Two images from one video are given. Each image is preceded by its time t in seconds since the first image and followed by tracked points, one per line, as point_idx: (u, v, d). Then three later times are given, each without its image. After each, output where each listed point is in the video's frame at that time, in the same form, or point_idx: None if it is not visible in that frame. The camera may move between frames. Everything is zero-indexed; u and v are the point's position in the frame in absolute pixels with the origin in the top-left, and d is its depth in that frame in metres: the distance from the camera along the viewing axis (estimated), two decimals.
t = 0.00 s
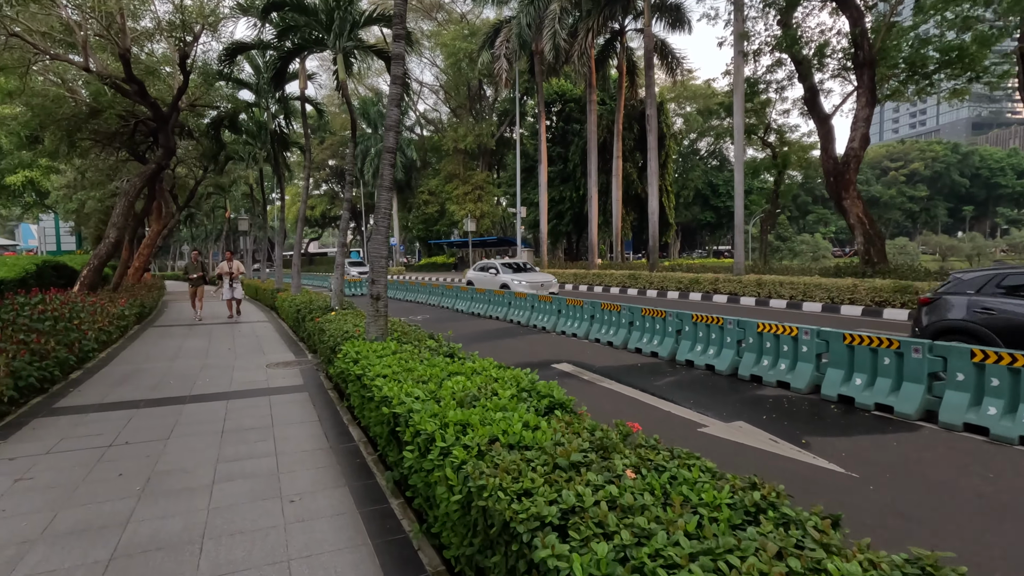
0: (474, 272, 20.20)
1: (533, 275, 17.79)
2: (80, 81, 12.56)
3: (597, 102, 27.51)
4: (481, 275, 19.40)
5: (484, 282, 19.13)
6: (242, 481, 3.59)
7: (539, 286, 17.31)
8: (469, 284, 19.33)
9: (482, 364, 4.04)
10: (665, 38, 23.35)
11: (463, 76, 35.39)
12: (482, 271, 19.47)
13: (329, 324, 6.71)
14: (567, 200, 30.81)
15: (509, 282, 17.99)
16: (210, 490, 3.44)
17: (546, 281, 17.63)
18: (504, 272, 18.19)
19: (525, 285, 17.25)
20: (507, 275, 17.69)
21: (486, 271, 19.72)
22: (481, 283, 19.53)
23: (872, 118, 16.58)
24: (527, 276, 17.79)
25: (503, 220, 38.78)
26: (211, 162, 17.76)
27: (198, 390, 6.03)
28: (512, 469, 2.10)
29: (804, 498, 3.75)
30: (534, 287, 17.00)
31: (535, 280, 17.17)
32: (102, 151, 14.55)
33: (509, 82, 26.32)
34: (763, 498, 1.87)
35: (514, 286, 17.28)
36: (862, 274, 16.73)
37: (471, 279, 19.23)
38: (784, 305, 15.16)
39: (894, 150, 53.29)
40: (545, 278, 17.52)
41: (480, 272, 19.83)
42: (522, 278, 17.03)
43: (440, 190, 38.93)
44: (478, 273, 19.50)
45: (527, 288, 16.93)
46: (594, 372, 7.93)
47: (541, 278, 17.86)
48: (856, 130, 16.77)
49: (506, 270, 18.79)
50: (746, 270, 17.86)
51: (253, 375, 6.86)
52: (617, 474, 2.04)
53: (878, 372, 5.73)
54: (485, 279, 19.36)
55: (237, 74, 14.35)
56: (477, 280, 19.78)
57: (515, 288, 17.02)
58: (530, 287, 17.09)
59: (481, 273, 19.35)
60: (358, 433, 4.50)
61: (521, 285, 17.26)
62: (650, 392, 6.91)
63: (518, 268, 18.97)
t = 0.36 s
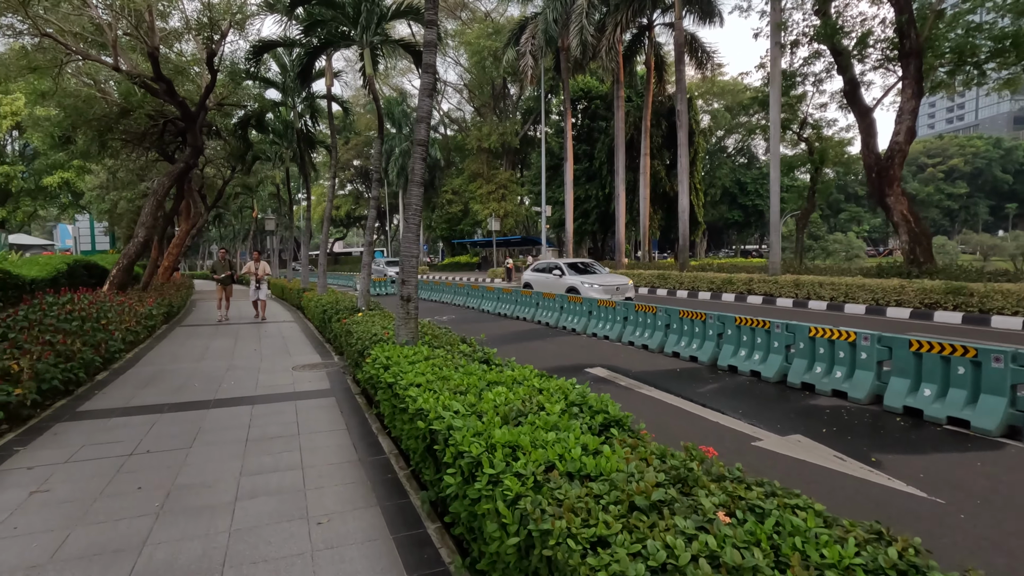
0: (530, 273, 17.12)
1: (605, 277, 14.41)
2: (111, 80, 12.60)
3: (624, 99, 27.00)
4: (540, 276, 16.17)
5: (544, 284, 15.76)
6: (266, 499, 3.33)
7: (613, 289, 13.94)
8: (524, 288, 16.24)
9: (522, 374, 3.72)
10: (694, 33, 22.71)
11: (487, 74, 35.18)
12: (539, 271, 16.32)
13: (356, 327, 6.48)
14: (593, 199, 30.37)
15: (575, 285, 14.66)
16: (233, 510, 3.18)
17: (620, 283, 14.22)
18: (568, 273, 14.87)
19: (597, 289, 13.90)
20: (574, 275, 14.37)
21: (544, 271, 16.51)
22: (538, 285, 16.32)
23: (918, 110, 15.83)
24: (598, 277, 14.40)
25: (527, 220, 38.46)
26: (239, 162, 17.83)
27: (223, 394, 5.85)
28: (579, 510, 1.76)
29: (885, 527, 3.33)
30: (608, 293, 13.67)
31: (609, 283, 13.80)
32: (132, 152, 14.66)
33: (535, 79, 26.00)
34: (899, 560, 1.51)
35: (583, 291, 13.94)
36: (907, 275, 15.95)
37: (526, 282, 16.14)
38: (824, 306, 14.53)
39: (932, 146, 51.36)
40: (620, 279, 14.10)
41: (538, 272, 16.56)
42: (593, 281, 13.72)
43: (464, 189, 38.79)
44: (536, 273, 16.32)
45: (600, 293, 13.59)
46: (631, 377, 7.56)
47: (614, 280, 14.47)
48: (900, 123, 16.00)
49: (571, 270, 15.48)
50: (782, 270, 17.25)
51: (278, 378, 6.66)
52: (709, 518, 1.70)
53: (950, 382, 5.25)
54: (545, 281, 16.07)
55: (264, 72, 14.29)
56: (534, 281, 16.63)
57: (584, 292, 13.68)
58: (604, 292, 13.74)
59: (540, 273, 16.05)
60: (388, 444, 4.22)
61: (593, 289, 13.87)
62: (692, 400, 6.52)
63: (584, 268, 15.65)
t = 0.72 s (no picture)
0: (588, 272, 14.66)
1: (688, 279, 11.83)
2: (126, 77, 12.45)
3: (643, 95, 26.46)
4: (602, 276, 13.66)
5: (607, 287, 13.26)
6: (272, 519, 3.02)
7: (701, 295, 11.36)
8: (582, 291, 13.82)
9: (554, 382, 3.37)
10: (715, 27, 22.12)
11: (503, 72, 34.81)
12: (601, 271, 13.84)
13: (371, 327, 6.17)
14: (610, 197, 29.89)
15: (649, 288, 12.15)
16: (236, 532, 2.87)
17: (706, 287, 11.68)
18: (641, 275, 12.32)
19: (681, 294, 11.34)
20: (650, 278, 11.82)
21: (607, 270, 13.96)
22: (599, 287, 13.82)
23: (955, 103, 15.11)
24: (678, 279, 11.84)
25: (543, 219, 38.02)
26: (255, 160, 17.70)
27: (232, 397, 5.56)
28: (652, 565, 1.42)
29: (970, 563, 2.90)
30: (695, 300, 11.12)
31: (696, 287, 11.24)
32: (148, 150, 14.58)
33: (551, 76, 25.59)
34: None
35: (663, 297, 11.41)
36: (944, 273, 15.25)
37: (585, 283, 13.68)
38: (855, 307, 13.94)
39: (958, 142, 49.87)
40: (706, 282, 11.57)
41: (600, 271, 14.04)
42: (676, 285, 11.18)
43: (479, 188, 38.48)
44: (596, 272, 13.83)
45: (685, 301, 11.04)
46: (659, 382, 7.17)
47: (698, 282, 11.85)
48: (936, 116, 15.31)
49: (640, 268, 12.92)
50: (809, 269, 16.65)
51: (291, 380, 6.38)
52: None
53: (1019, 393, 4.78)
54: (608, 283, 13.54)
55: (279, 69, 14.14)
56: (594, 283, 14.14)
57: (666, 298, 11.15)
58: (691, 298, 11.18)
59: (603, 273, 13.53)
60: (406, 456, 3.89)
61: (676, 295, 11.31)
62: (727, 406, 6.11)
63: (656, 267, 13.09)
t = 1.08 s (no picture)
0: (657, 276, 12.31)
1: (801, 284, 9.34)
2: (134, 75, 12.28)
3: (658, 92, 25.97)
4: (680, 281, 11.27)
5: (689, 296, 10.89)
6: (274, 558, 2.67)
7: (824, 307, 8.92)
8: (656, 298, 11.49)
9: (589, 403, 3.00)
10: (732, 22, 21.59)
11: (514, 70, 34.44)
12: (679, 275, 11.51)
13: (383, 334, 5.82)
14: (623, 196, 29.42)
15: (749, 297, 9.71)
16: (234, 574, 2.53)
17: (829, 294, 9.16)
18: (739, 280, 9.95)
19: (797, 306, 8.92)
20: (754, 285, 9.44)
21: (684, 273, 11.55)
22: (677, 294, 11.49)
23: (987, 97, 14.48)
24: (789, 285, 9.36)
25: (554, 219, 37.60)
26: (264, 160, 17.48)
27: (236, 408, 5.24)
28: None
29: None
30: (818, 314, 8.71)
31: (819, 297, 8.81)
32: (156, 149, 14.38)
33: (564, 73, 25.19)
34: None
35: (773, 310, 8.96)
36: (975, 275, 14.64)
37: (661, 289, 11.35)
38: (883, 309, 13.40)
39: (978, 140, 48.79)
40: (829, 288, 9.06)
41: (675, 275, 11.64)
42: (794, 293, 8.80)
43: (489, 188, 38.13)
44: (672, 276, 11.47)
45: (806, 315, 8.56)
46: (686, 391, 6.77)
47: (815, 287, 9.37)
48: (967, 110, 14.72)
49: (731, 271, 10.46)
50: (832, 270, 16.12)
51: (298, 389, 6.04)
52: None
53: None
54: (688, 290, 11.17)
55: (288, 66, 13.91)
56: (669, 288, 11.76)
57: (780, 313, 8.75)
58: (812, 311, 8.76)
59: (682, 278, 11.15)
60: (422, 481, 3.53)
61: (791, 307, 8.84)
62: (762, 419, 5.70)
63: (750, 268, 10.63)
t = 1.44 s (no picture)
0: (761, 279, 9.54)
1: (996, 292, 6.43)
2: (140, 70, 12.10)
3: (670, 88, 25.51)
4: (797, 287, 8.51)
5: (809, 306, 8.14)
6: None
7: None
8: (758, 307, 8.81)
9: (638, 418, 2.63)
10: (747, 17, 21.14)
11: (523, 68, 34.04)
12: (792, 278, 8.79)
13: (397, 337, 5.44)
14: (635, 195, 28.98)
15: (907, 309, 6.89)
16: None
17: None
18: (890, 285, 7.18)
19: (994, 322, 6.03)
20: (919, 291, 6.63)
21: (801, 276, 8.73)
22: (792, 304, 8.71)
23: (1018, 90, 13.96)
24: (975, 291, 6.47)
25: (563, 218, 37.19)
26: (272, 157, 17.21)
27: (241, 414, 4.91)
28: None
29: None
30: None
31: None
32: (163, 146, 14.12)
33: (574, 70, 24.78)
34: None
35: (957, 329, 6.11)
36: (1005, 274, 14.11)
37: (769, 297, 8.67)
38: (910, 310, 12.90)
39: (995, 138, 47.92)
40: None
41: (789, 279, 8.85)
42: (991, 304, 5.96)
43: (498, 187, 37.76)
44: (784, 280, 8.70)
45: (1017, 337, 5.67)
46: (716, 398, 6.37)
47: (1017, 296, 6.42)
48: (996, 104, 14.20)
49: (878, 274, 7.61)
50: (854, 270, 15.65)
51: (306, 394, 5.68)
52: None
53: None
54: (808, 298, 8.37)
55: (296, 61, 13.63)
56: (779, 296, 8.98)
57: (970, 332, 5.93)
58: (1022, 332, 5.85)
59: (800, 283, 8.38)
60: (444, 503, 3.17)
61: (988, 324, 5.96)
62: (802, 429, 5.30)
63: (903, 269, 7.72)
